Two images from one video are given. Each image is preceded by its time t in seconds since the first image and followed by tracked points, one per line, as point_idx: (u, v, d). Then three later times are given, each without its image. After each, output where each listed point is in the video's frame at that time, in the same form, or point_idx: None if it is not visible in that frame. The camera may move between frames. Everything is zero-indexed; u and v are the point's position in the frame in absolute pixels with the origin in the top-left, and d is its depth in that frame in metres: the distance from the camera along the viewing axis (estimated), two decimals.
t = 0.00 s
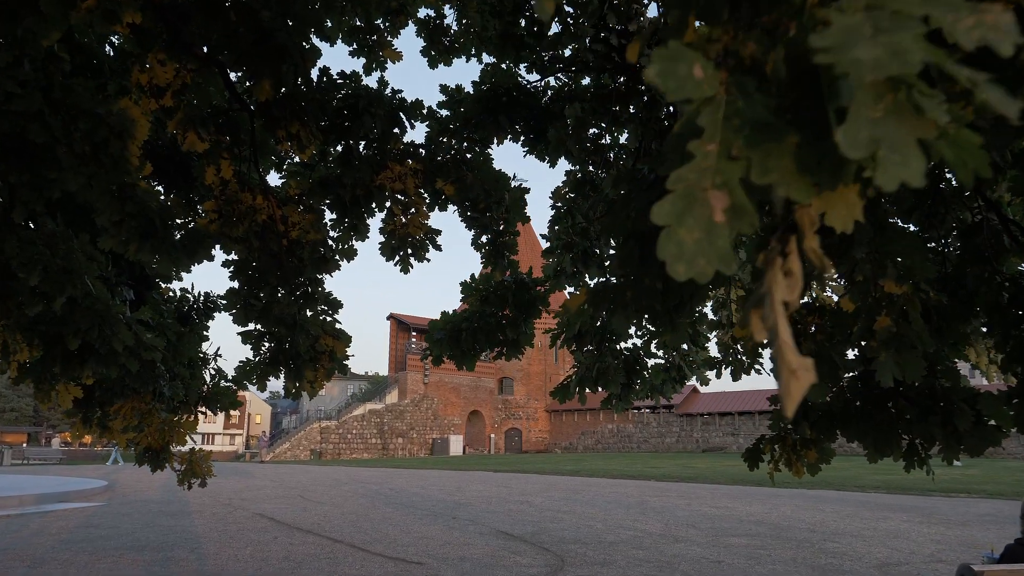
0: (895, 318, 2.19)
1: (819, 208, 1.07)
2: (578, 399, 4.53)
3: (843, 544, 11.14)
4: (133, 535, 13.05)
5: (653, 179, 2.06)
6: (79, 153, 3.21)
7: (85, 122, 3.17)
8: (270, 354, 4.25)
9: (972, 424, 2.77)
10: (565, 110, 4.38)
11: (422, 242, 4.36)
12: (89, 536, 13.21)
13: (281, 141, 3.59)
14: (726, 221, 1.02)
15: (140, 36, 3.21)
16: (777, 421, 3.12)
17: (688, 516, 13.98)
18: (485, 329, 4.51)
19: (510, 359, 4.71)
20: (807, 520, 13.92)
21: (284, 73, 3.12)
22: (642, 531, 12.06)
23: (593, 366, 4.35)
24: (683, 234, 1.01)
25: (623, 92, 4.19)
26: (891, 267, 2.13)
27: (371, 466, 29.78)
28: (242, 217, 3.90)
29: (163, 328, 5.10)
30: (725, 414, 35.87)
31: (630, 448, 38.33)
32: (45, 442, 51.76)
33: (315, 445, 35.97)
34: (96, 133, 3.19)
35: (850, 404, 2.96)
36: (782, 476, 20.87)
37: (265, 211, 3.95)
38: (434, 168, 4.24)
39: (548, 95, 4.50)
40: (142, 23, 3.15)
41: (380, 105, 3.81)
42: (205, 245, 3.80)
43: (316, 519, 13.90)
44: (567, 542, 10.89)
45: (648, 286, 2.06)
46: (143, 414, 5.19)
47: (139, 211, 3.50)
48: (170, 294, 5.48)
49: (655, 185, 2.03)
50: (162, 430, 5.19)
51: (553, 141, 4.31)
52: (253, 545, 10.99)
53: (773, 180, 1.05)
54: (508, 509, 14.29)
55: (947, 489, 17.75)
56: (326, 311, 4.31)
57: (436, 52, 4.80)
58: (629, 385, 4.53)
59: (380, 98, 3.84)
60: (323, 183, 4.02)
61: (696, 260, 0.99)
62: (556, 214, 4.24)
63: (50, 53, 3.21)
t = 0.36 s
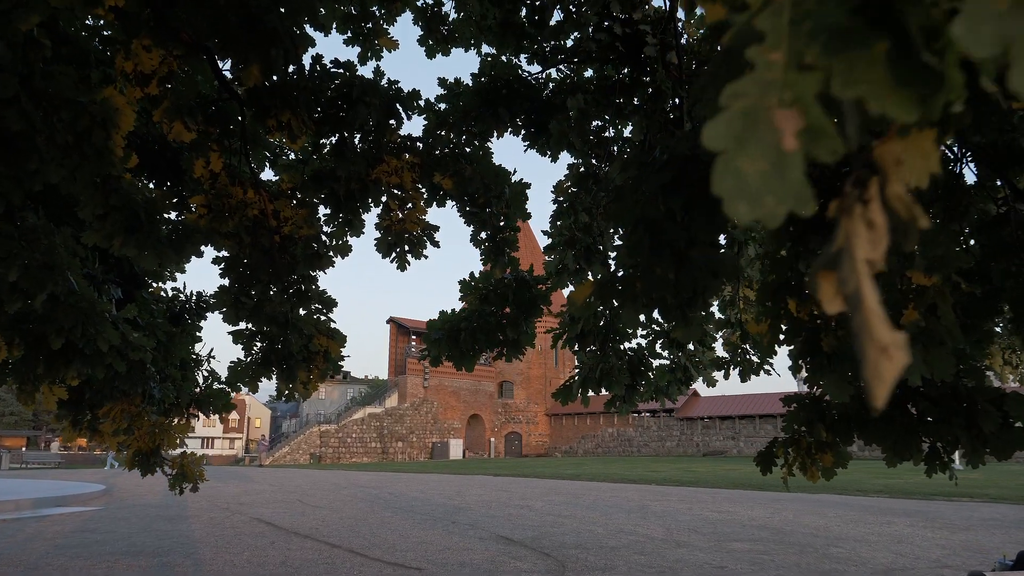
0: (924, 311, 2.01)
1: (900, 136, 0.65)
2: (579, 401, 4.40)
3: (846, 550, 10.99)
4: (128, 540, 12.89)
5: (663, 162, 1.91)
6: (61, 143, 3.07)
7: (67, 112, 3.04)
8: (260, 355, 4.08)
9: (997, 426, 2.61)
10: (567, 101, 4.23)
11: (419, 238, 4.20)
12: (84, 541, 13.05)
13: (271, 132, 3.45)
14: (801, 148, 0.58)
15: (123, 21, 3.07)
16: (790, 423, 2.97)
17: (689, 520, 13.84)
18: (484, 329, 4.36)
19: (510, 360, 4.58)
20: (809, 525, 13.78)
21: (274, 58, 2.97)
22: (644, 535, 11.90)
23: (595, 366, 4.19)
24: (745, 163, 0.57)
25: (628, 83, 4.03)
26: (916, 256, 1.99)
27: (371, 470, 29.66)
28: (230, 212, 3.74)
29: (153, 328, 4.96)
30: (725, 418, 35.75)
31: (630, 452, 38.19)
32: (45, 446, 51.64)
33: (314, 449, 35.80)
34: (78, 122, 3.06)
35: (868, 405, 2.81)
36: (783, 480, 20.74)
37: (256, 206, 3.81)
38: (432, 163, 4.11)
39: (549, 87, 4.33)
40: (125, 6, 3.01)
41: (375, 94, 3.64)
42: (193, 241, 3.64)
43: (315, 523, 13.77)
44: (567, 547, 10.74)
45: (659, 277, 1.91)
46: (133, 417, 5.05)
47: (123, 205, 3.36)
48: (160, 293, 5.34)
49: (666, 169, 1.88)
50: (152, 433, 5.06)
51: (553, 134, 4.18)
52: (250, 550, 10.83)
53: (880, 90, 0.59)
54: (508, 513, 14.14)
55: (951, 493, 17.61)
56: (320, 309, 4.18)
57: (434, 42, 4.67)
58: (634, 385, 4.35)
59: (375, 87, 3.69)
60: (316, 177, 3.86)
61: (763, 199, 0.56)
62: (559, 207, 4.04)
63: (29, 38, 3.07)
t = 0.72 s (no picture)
0: (963, 305, 1.84)
1: None
2: (584, 404, 4.23)
3: (851, 555, 10.81)
4: (125, 545, 12.71)
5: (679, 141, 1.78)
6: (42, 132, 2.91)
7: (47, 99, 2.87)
8: (251, 355, 3.90)
9: None
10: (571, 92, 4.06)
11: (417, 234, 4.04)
12: (80, 546, 12.87)
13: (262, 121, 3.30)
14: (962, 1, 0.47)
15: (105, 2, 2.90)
16: (807, 427, 2.81)
17: (691, 525, 13.65)
18: (485, 329, 4.21)
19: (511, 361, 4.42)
20: (813, 529, 13.59)
21: (264, 41, 2.81)
22: (646, 540, 11.74)
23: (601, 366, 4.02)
24: (895, 18, 0.45)
25: (634, 74, 3.89)
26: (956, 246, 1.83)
27: (370, 475, 29.42)
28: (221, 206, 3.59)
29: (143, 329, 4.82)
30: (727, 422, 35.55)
31: (630, 456, 38.02)
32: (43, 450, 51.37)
33: (314, 453, 35.59)
34: (60, 110, 2.90)
35: (891, 407, 2.64)
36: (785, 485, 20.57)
37: (246, 200, 3.65)
38: (430, 155, 3.98)
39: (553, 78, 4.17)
40: None
41: (370, 82, 3.52)
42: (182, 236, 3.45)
43: (313, 529, 13.58)
44: (568, 552, 10.56)
45: (675, 266, 1.77)
46: (122, 420, 4.90)
47: (108, 197, 3.22)
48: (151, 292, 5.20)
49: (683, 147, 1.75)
50: (141, 436, 4.90)
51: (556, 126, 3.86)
52: (247, 556, 10.66)
53: None
54: (509, 518, 13.98)
55: (955, 497, 17.43)
56: (313, 307, 4.01)
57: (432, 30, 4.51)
58: (639, 388, 4.18)
59: (370, 74, 3.55)
60: (310, 170, 3.73)
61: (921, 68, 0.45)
62: (564, 201, 3.85)
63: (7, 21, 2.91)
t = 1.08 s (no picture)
0: (1011, 298, 1.66)
1: None
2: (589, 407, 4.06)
3: (855, 560, 10.62)
4: (120, 550, 12.52)
5: (703, 116, 1.62)
6: (18, 120, 2.74)
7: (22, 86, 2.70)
8: (240, 355, 3.72)
9: None
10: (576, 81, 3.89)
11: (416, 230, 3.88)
12: (74, 551, 12.67)
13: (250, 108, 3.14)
14: None
15: None
16: (828, 432, 2.64)
17: (693, 529, 13.47)
18: (485, 329, 4.05)
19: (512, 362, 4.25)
20: (816, 533, 13.40)
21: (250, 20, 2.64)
22: (648, 545, 11.57)
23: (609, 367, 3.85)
24: None
25: (641, 63, 3.73)
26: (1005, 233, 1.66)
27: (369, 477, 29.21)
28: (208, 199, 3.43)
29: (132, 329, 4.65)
30: (728, 424, 35.33)
31: (631, 459, 37.83)
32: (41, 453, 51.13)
33: (314, 456, 35.36)
34: (36, 96, 2.72)
35: (918, 412, 2.46)
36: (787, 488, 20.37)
37: (236, 193, 3.50)
38: (429, 147, 3.82)
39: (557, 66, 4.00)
40: None
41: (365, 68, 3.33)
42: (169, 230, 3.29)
43: (312, 533, 13.39)
44: (569, 557, 10.38)
45: (699, 251, 1.61)
46: (110, 424, 4.72)
47: (88, 188, 3.03)
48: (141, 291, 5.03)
49: (706, 121, 1.60)
50: (130, 441, 4.71)
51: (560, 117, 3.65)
52: (244, 561, 10.47)
53: None
54: (509, 522, 13.80)
55: (959, 500, 17.23)
56: (307, 306, 3.84)
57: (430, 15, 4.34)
58: (646, 390, 4.00)
59: (365, 60, 3.38)
60: (302, 162, 3.54)
61: None
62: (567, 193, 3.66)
63: None
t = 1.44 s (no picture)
0: None
1: None
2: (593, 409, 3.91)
3: (859, 564, 10.45)
4: (117, 553, 12.34)
5: (726, 80, 1.47)
6: None
7: None
8: (228, 355, 3.57)
9: None
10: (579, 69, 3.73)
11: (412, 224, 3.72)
12: (70, 555, 12.49)
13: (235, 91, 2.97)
14: None
15: None
16: (851, 435, 2.47)
17: (694, 533, 13.30)
18: (484, 327, 3.90)
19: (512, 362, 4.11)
20: (819, 537, 13.23)
21: None
22: (649, 548, 11.41)
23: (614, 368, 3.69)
24: None
25: (647, 49, 3.56)
26: None
27: (368, 480, 29.03)
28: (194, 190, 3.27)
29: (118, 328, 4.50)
30: (728, 426, 35.16)
31: (631, 461, 37.66)
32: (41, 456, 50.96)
33: (314, 458, 35.16)
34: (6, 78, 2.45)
35: (946, 415, 2.28)
36: (788, 492, 20.17)
37: (223, 185, 3.36)
38: (425, 137, 3.66)
39: (560, 54, 3.84)
40: None
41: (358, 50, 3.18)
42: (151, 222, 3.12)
43: (310, 536, 13.22)
44: (569, 561, 10.21)
45: (721, 235, 1.46)
46: (96, 426, 4.56)
47: (67, 178, 2.88)
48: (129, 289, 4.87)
49: (731, 86, 1.44)
50: (117, 444, 4.55)
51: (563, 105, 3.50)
52: (241, 565, 10.30)
53: None
54: (509, 525, 13.63)
55: (961, 503, 17.06)
56: (299, 303, 3.70)
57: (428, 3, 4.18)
58: (652, 391, 3.86)
59: (359, 43, 3.22)
60: (294, 152, 3.38)
61: None
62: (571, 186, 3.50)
63: None
